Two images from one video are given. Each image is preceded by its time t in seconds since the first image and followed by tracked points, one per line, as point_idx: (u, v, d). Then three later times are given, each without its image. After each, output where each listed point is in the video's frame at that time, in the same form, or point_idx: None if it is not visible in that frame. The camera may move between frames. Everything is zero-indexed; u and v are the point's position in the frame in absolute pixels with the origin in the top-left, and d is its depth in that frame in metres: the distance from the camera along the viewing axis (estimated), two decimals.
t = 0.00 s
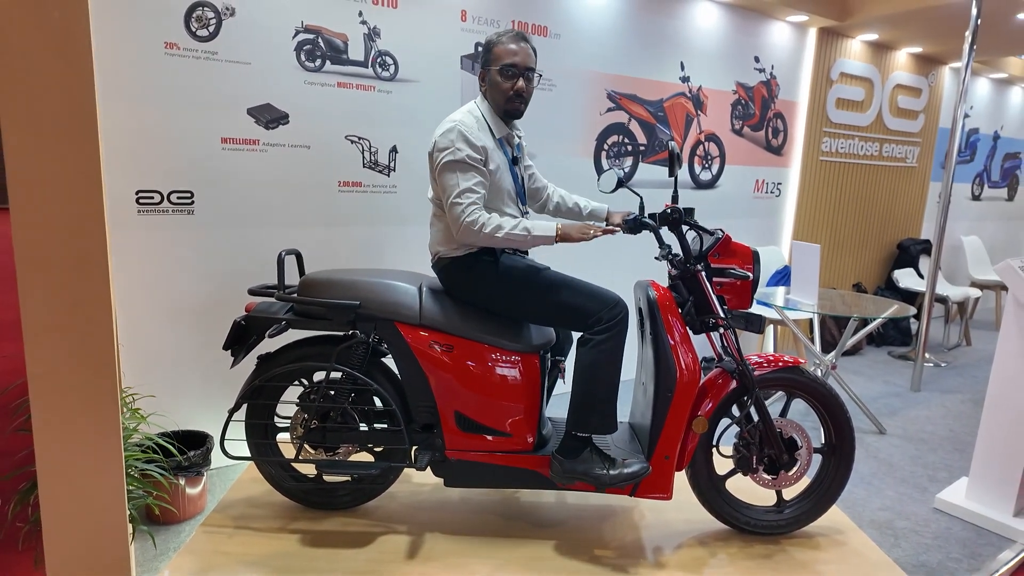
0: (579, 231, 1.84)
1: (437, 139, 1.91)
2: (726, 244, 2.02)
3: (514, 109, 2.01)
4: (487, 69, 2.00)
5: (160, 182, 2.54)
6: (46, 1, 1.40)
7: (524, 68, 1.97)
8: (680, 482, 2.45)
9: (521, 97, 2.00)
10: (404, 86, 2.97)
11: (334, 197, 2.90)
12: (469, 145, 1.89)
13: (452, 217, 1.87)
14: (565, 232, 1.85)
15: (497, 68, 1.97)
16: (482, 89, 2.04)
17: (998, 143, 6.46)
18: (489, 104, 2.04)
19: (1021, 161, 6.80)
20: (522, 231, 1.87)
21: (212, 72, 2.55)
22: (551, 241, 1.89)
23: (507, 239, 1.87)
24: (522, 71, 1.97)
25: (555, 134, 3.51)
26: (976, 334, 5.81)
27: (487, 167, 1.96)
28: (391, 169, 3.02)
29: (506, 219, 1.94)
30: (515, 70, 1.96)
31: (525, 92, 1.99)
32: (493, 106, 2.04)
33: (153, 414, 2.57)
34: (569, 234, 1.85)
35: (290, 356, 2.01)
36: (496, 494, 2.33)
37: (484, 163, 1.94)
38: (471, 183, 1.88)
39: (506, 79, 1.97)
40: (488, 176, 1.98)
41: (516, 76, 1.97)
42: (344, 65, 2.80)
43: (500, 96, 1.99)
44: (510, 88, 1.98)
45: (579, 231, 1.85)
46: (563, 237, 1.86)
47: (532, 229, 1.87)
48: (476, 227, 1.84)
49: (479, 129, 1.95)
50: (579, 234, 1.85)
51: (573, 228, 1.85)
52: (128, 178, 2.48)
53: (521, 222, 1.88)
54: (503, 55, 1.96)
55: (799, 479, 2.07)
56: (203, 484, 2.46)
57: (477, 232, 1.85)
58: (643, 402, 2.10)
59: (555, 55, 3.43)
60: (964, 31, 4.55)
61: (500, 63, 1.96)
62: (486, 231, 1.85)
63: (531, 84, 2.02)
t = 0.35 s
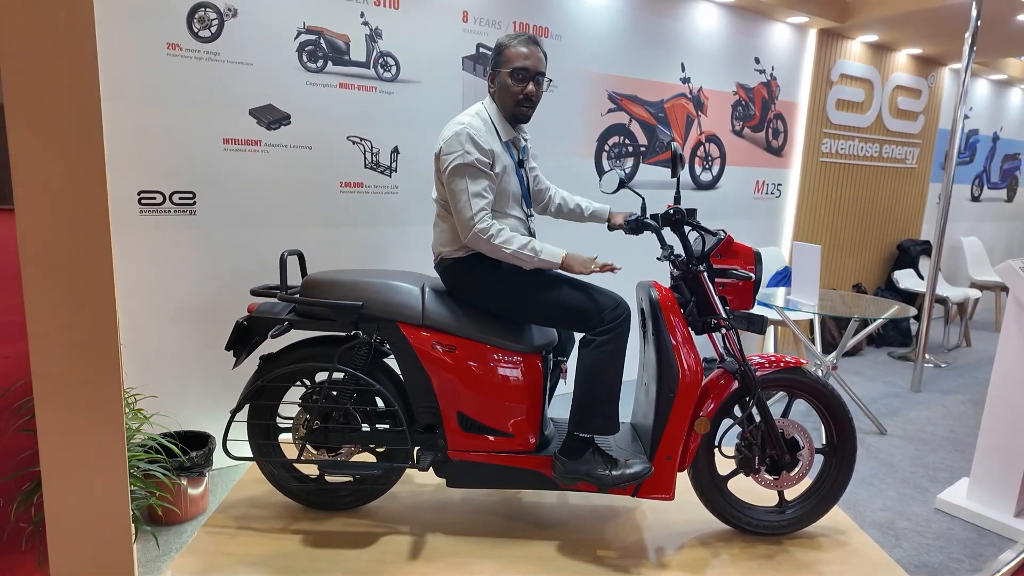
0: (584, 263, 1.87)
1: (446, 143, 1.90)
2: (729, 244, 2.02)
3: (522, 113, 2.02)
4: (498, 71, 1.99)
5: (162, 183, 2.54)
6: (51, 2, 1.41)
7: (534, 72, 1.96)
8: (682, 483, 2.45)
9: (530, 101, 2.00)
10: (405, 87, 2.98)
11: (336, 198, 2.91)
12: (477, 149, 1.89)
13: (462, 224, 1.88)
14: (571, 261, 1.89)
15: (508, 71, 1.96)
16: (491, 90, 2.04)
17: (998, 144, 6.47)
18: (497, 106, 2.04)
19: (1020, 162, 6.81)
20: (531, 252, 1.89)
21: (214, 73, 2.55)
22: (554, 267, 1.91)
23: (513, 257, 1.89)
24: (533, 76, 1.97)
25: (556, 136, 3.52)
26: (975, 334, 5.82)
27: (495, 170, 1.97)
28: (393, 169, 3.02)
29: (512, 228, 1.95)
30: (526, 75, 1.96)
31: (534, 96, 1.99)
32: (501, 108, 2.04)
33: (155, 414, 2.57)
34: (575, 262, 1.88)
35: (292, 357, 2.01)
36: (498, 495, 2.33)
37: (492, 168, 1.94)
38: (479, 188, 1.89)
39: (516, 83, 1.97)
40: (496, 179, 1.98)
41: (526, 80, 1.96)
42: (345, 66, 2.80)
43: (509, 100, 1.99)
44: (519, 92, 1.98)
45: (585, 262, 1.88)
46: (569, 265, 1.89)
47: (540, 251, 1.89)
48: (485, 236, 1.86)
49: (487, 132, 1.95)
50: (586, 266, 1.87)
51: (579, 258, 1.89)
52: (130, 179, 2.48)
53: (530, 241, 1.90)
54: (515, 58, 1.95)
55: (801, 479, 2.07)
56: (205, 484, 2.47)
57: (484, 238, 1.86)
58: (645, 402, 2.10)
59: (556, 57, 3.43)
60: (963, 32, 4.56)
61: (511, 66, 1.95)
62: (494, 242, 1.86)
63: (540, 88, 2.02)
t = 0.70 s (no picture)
0: (587, 279, 1.92)
1: (451, 141, 1.89)
2: (729, 245, 2.01)
3: (524, 112, 2.02)
4: (501, 71, 1.99)
5: (162, 183, 2.53)
6: (51, 2, 1.40)
7: (538, 74, 1.96)
8: (682, 483, 2.45)
9: (532, 102, 2.00)
10: (405, 87, 2.98)
11: (336, 198, 2.90)
12: (482, 147, 1.89)
13: (469, 221, 1.87)
14: (574, 276, 1.92)
15: (512, 71, 1.95)
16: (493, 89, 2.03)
17: (997, 145, 6.47)
18: (499, 106, 2.03)
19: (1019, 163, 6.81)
20: (538, 257, 1.89)
21: (214, 73, 2.54)
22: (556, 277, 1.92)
23: (520, 259, 1.88)
24: (537, 77, 1.96)
25: (556, 136, 3.51)
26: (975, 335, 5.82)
27: (498, 169, 1.96)
28: (393, 170, 3.02)
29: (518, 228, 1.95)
30: (530, 76, 1.95)
31: (536, 98, 1.99)
32: (503, 108, 2.04)
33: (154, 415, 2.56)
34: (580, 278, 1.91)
35: (292, 357, 2.01)
36: (498, 496, 2.33)
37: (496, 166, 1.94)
38: (485, 186, 1.88)
39: (519, 83, 1.96)
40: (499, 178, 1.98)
41: (530, 81, 1.96)
42: (346, 66, 2.80)
43: (512, 100, 1.99)
44: (522, 92, 1.97)
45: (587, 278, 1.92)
46: (571, 279, 1.92)
47: (547, 259, 1.90)
48: (493, 233, 1.85)
49: (491, 130, 1.95)
50: (588, 284, 1.92)
51: (582, 274, 1.93)
52: (129, 179, 2.48)
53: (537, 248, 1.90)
54: (519, 59, 1.94)
55: (802, 480, 2.06)
56: (205, 485, 2.46)
57: (491, 236, 1.86)
58: (645, 403, 2.10)
59: (556, 57, 3.43)
60: (962, 33, 4.56)
61: (515, 66, 1.95)
62: (502, 239, 1.86)
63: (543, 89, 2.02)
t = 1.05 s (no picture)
0: (586, 282, 1.91)
1: (451, 142, 1.89)
2: (728, 246, 2.01)
3: (525, 116, 2.02)
4: (502, 73, 1.99)
5: (160, 183, 2.53)
6: (48, 3, 1.40)
7: (540, 78, 1.96)
8: (680, 485, 2.45)
9: (532, 106, 2.00)
10: (403, 88, 2.97)
11: (334, 199, 2.90)
12: (483, 149, 1.89)
13: (469, 223, 1.86)
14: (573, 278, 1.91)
15: (515, 74, 1.95)
16: (494, 92, 2.03)
17: (995, 146, 6.48)
18: (500, 108, 2.03)
19: (1017, 164, 6.83)
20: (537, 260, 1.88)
21: (212, 73, 2.54)
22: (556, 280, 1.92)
23: (519, 262, 1.87)
24: (538, 81, 1.96)
25: (555, 137, 3.51)
26: (973, 336, 5.82)
27: (498, 171, 1.96)
28: (391, 171, 3.02)
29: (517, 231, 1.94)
30: (531, 80, 1.95)
31: (538, 102, 2.00)
32: (504, 110, 2.03)
33: (152, 416, 2.56)
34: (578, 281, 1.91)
35: (289, 360, 2.00)
36: (496, 497, 2.33)
37: (496, 168, 1.94)
38: (485, 188, 1.88)
39: (521, 87, 1.96)
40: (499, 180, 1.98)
41: (531, 85, 1.96)
42: (344, 67, 2.80)
43: (513, 103, 1.99)
44: (523, 96, 1.97)
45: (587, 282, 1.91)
46: (569, 281, 1.91)
47: (546, 262, 1.89)
48: (493, 236, 1.85)
49: (492, 133, 1.95)
50: (587, 287, 1.91)
51: (582, 277, 1.92)
52: (127, 179, 2.47)
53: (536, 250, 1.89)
54: (522, 62, 1.94)
55: (800, 481, 2.06)
56: (202, 486, 2.46)
57: (491, 239, 1.85)
58: (644, 404, 2.10)
59: (554, 58, 3.43)
60: (960, 34, 4.57)
61: (518, 69, 1.95)
62: (501, 242, 1.85)
63: (544, 94, 2.02)
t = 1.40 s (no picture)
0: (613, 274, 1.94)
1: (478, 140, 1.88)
2: (726, 247, 2.01)
3: (532, 129, 2.05)
4: (527, 85, 1.96)
5: (158, 183, 2.53)
6: (46, 2, 1.40)
7: (559, 100, 2.01)
8: (678, 485, 2.45)
9: (543, 123, 2.05)
10: (402, 88, 2.98)
11: (332, 200, 2.90)
12: (498, 147, 1.91)
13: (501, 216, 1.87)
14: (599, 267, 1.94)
15: (541, 92, 1.96)
16: (506, 97, 2.00)
17: (992, 147, 6.50)
18: (503, 110, 2.02)
19: (1014, 165, 6.85)
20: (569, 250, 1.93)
21: (210, 74, 2.54)
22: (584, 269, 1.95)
23: (553, 251, 1.92)
24: (558, 102, 2.01)
25: (553, 137, 3.52)
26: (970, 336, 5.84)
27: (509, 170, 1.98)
28: (389, 171, 3.02)
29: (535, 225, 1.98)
30: (553, 99, 1.98)
31: (549, 121, 2.05)
32: (506, 112, 2.03)
33: (150, 416, 2.56)
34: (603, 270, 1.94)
35: (287, 360, 2.00)
36: (494, 497, 2.33)
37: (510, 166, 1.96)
38: (509, 183, 1.90)
39: (544, 106, 1.99)
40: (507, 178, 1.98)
41: (554, 107, 2.01)
42: (342, 67, 2.80)
43: (531, 116, 2.00)
44: (543, 114, 2.01)
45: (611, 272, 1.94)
46: (596, 272, 1.94)
47: (577, 251, 1.94)
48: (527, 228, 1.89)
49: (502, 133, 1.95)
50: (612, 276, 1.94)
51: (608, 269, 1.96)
52: (126, 179, 2.47)
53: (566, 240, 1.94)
54: (550, 82, 1.95)
55: (798, 481, 2.06)
56: (200, 486, 2.46)
57: (526, 229, 1.89)
58: (642, 404, 2.10)
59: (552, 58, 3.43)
60: (957, 35, 4.58)
61: (547, 88, 1.96)
62: (537, 235, 1.90)
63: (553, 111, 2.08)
